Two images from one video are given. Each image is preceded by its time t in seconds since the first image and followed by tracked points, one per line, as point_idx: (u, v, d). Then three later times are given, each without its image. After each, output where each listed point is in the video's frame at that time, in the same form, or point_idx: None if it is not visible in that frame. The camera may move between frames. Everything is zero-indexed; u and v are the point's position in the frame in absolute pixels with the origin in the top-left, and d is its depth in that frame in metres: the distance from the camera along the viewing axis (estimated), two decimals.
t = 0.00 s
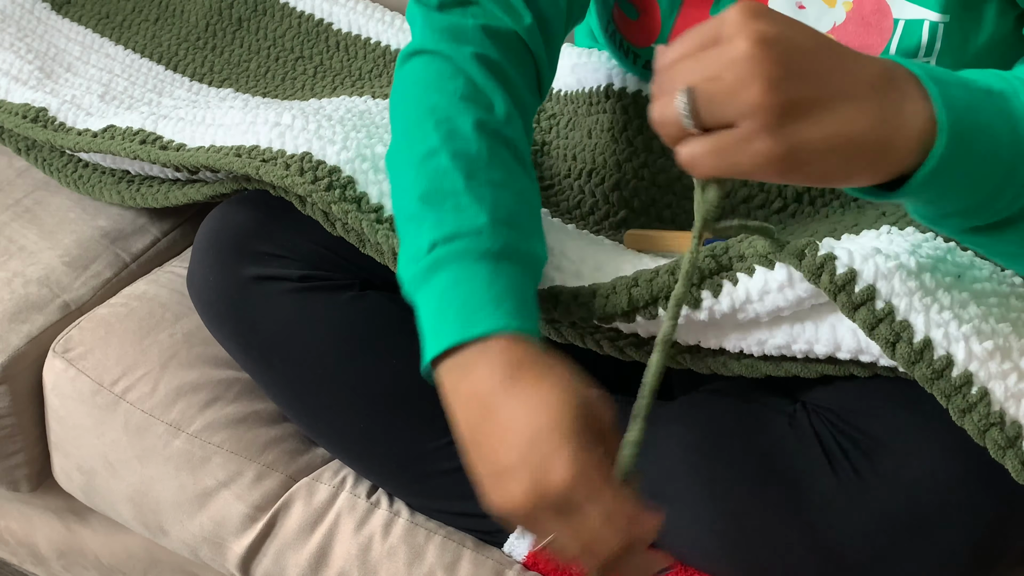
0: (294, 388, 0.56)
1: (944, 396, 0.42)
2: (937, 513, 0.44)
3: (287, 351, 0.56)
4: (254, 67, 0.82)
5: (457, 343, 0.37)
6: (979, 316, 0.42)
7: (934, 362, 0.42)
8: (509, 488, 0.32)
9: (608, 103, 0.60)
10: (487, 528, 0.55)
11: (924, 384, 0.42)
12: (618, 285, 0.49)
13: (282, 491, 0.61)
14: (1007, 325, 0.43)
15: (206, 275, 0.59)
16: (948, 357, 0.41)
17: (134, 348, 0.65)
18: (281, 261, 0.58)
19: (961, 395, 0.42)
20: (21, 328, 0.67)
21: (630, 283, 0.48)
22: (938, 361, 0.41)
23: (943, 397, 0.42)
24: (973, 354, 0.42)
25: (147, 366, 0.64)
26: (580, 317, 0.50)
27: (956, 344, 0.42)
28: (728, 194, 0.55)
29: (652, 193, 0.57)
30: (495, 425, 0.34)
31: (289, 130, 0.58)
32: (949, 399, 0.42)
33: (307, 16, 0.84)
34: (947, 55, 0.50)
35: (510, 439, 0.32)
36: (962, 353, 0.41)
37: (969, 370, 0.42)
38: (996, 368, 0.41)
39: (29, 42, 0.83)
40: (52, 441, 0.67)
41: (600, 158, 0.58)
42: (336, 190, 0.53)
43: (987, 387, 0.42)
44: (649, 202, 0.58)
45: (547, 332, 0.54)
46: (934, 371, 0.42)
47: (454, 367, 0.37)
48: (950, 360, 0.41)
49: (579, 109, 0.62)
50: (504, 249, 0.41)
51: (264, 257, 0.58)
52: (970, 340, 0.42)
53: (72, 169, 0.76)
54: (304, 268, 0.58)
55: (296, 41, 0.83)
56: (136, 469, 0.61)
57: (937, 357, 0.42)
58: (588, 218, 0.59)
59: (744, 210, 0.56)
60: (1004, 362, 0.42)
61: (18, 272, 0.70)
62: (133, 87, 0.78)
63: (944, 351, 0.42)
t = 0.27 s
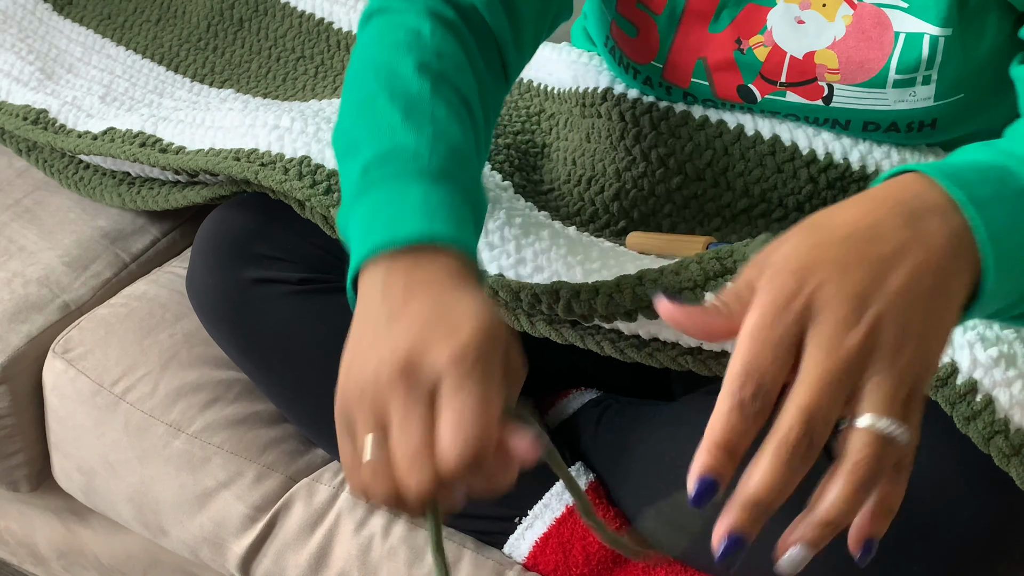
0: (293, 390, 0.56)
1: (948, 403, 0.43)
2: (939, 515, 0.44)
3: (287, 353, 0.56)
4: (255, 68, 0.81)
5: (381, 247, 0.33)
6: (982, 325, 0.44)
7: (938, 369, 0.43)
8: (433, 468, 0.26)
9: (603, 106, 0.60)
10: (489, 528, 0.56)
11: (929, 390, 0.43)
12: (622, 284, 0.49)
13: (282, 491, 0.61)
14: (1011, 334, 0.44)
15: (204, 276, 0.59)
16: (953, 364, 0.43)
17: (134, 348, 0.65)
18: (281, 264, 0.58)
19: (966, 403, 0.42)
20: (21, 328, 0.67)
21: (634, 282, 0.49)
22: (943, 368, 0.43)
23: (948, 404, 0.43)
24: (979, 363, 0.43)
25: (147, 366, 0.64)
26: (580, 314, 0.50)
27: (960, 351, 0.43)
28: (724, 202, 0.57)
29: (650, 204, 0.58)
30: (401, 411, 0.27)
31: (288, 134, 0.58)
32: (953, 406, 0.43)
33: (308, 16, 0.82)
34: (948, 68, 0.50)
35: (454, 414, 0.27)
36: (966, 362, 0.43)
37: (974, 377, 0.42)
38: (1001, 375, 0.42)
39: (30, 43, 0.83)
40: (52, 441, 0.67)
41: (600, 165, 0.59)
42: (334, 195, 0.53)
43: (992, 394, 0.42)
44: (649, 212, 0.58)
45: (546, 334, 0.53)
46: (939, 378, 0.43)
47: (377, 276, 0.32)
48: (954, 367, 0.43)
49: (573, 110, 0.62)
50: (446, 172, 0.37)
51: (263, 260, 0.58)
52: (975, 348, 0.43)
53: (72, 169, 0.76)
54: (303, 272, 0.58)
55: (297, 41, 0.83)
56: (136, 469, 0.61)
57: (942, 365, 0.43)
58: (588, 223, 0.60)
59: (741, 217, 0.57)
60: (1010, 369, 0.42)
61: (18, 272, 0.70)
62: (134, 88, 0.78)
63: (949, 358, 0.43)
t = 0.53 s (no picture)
0: (294, 389, 0.56)
1: (948, 406, 0.42)
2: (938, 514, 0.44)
3: (288, 352, 0.56)
4: (255, 68, 0.82)
5: None
6: (983, 325, 0.42)
7: (937, 371, 0.42)
8: (497, 169, 0.25)
9: (603, 104, 0.59)
10: (488, 528, 0.56)
11: (927, 393, 0.42)
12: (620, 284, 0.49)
13: (282, 491, 0.61)
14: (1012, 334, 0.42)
15: (205, 277, 0.58)
16: (952, 365, 0.42)
17: (134, 348, 0.65)
18: (281, 263, 0.58)
19: (966, 405, 0.42)
20: (21, 328, 0.67)
21: (632, 283, 0.48)
22: (942, 370, 0.42)
23: (948, 407, 0.42)
24: (978, 363, 0.42)
25: (147, 366, 0.64)
26: (579, 313, 0.50)
27: (961, 352, 0.42)
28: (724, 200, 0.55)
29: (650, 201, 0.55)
30: (453, 85, 0.27)
31: (288, 131, 0.58)
32: (954, 409, 0.42)
33: (308, 16, 0.83)
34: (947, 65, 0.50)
35: (519, 121, 0.25)
36: (967, 363, 0.42)
37: (974, 378, 0.42)
38: (1001, 377, 0.42)
39: (30, 43, 0.83)
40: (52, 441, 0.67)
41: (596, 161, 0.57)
42: (335, 193, 0.54)
43: (992, 395, 0.42)
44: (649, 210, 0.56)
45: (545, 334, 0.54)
46: (937, 380, 0.42)
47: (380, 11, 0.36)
48: (954, 369, 0.42)
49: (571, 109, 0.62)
50: None
51: (263, 259, 0.58)
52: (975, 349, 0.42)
53: (72, 170, 0.76)
54: (304, 271, 0.58)
55: (296, 41, 0.83)
56: (136, 469, 0.61)
57: (941, 366, 0.42)
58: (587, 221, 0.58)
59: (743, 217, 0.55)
60: (1009, 372, 0.42)
61: (18, 272, 0.70)
62: (134, 88, 0.78)
63: (948, 359, 0.42)
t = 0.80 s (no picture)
0: (295, 388, 0.56)
1: (948, 406, 0.42)
2: (938, 513, 0.44)
3: (289, 351, 0.56)
4: (256, 68, 0.82)
5: None
6: (982, 325, 0.42)
7: (938, 371, 0.42)
8: (569, 133, 0.24)
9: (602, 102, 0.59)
10: (488, 527, 0.56)
11: (927, 393, 0.42)
12: (620, 284, 0.49)
13: (282, 491, 0.60)
14: (1009, 334, 0.43)
15: (206, 274, 0.59)
16: (953, 366, 0.42)
17: (134, 348, 0.65)
18: (281, 261, 0.58)
19: (966, 405, 0.42)
20: (21, 328, 0.67)
21: (632, 283, 0.48)
22: (943, 370, 0.42)
23: (948, 407, 0.42)
24: (977, 364, 0.42)
25: (147, 366, 0.64)
26: (579, 312, 0.51)
27: (961, 353, 0.42)
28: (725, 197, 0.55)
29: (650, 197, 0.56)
30: (544, 40, 0.24)
31: (290, 130, 0.58)
32: (954, 409, 0.42)
33: (308, 16, 0.83)
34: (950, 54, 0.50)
35: (600, 80, 0.23)
36: (967, 363, 0.42)
37: (974, 379, 0.42)
38: (1001, 378, 0.42)
39: (30, 43, 0.83)
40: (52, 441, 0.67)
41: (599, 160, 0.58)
42: (335, 190, 0.54)
43: (992, 395, 0.42)
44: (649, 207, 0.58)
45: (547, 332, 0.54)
46: (938, 381, 0.42)
47: None
48: (954, 370, 0.42)
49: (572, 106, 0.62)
50: None
51: (264, 257, 0.58)
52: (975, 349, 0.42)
53: (73, 169, 0.76)
54: (305, 269, 0.58)
55: (296, 41, 0.83)
56: (136, 469, 0.61)
57: (942, 366, 0.42)
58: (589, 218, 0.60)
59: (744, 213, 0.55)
60: (1009, 372, 0.42)
61: (18, 272, 0.70)
62: (134, 88, 0.78)
63: (949, 360, 0.42)
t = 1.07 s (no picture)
0: (295, 388, 0.56)
1: (948, 407, 0.42)
2: (937, 514, 0.44)
3: (288, 351, 0.56)
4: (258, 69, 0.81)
5: None
6: (982, 326, 0.42)
7: (938, 372, 0.42)
8: (317, 219, 0.28)
9: (606, 98, 0.59)
10: (488, 527, 0.56)
11: (928, 393, 0.42)
12: (620, 284, 0.48)
13: (282, 491, 0.61)
14: (1010, 335, 0.42)
15: (206, 274, 0.58)
16: (952, 366, 0.41)
17: (134, 348, 0.65)
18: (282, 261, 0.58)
19: (966, 406, 0.41)
20: (21, 327, 0.67)
21: (632, 283, 0.48)
22: (942, 371, 0.42)
23: (948, 407, 0.42)
24: (978, 364, 0.41)
25: (147, 366, 0.64)
26: (579, 311, 0.50)
27: (961, 354, 0.41)
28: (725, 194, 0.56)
29: (650, 196, 0.57)
30: (317, 135, 0.28)
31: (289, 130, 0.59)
32: (953, 409, 0.42)
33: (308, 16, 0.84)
34: (951, 42, 0.50)
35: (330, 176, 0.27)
36: (967, 364, 0.41)
37: (974, 380, 0.41)
38: (1002, 379, 0.41)
39: (30, 43, 0.83)
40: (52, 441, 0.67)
41: (601, 158, 0.59)
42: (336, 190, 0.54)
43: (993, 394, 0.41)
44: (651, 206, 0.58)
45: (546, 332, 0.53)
46: (938, 381, 0.42)
47: None
48: (954, 370, 0.41)
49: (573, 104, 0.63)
50: None
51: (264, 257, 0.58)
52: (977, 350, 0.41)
53: (73, 170, 0.77)
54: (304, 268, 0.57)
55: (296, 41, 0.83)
56: (136, 469, 0.61)
57: (941, 367, 0.42)
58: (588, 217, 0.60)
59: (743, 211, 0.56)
60: (1011, 372, 0.41)
61: (18, 272, 0.70)
62: (134, 88, 0.78)
63: (948, 360, 0.41)
